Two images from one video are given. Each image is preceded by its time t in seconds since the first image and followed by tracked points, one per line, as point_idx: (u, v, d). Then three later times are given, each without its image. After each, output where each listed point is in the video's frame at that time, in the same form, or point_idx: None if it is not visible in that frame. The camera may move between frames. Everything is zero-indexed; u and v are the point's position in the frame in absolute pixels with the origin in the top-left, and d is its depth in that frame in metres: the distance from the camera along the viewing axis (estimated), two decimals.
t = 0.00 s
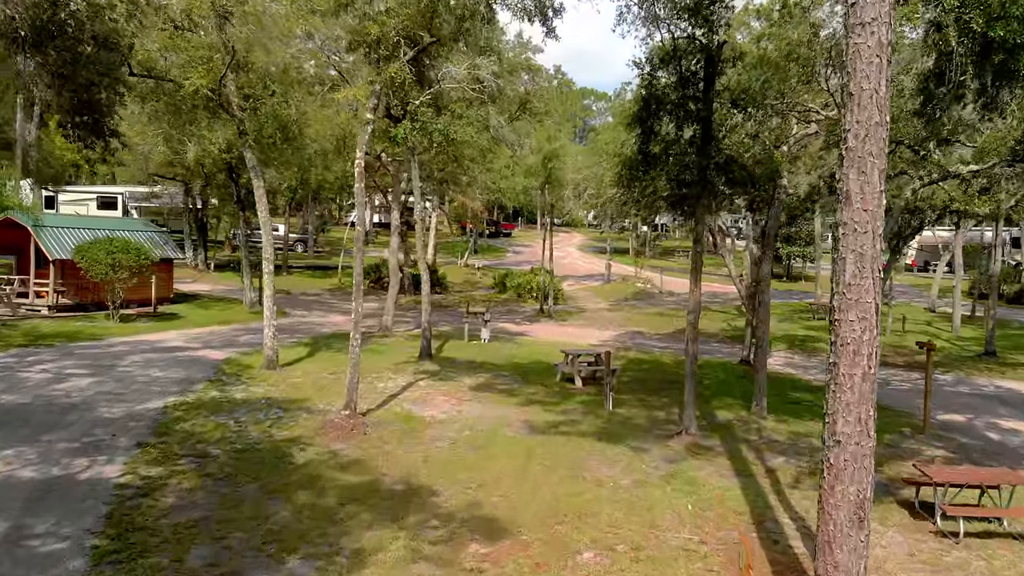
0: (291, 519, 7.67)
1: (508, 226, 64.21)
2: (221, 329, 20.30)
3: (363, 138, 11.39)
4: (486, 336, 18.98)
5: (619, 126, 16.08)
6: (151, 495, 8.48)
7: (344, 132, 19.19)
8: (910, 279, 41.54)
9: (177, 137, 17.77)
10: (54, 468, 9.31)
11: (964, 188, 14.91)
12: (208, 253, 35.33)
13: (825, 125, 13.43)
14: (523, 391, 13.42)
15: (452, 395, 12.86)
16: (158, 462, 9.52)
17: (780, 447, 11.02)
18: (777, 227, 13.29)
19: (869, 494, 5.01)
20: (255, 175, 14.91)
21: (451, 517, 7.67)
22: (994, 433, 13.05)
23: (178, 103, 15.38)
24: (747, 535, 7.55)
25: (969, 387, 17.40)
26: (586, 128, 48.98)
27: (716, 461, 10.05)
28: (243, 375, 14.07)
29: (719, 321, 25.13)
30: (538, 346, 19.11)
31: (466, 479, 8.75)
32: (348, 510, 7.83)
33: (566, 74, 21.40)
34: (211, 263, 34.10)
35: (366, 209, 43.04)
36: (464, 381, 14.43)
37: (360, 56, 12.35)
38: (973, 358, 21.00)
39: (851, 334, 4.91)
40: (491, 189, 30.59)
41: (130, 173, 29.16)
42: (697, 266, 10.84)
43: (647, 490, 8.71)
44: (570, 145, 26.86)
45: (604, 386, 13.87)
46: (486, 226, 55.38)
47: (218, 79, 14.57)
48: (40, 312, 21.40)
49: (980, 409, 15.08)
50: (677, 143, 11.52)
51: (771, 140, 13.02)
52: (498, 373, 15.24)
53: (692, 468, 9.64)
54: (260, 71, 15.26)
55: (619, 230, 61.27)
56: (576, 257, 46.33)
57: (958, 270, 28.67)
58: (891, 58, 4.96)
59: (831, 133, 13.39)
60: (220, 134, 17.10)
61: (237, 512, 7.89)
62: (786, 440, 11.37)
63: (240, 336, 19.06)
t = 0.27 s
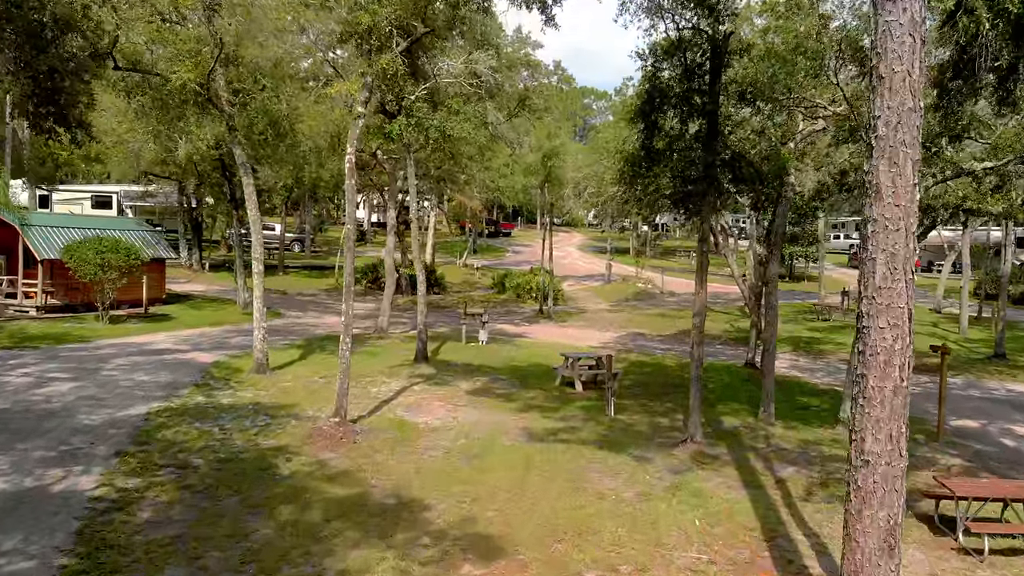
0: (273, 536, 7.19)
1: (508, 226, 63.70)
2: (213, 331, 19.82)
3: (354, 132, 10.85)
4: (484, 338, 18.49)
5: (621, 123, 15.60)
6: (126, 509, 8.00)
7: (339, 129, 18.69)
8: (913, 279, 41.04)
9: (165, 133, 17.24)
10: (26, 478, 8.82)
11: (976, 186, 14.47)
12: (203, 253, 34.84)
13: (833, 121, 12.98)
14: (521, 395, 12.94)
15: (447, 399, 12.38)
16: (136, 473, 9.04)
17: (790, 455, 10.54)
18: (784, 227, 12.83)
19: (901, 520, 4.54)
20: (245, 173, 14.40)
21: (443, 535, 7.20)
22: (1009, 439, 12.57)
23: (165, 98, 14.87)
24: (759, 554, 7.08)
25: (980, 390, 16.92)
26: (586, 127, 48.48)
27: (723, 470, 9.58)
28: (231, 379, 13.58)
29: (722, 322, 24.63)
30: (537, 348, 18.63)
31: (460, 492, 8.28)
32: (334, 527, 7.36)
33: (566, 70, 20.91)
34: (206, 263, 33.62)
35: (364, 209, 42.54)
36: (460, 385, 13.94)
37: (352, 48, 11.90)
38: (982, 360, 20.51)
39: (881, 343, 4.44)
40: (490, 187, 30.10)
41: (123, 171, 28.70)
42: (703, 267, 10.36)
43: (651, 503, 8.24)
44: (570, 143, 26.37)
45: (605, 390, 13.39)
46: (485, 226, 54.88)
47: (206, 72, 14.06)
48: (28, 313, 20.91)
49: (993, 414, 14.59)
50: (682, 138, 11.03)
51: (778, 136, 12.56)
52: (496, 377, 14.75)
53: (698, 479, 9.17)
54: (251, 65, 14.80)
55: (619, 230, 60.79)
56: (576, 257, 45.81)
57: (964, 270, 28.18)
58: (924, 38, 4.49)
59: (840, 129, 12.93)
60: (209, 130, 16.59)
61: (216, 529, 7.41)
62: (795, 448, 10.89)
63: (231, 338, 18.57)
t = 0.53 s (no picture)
0: (251, 556, 6.70)
1: (507, 226, 63.21)
2: (204, 333, 19.32)
3: (344, 127, 10.33)
4: (481, 340, 18.00)
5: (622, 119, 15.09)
6: (97, 526, 7.49)
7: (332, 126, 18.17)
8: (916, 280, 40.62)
9: (152, 130, 16.71)
10: None
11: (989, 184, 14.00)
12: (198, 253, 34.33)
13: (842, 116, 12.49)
14: (519, 400, 12.45)
15: (442, 405, 11.88)
16: (112, 486, 8.55)
17: (800, 465, 10.05)
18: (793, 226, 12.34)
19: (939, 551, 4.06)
20: (232, 170, 13.87)
21: (434, 556, 6.70)
22: None
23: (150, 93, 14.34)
24: None
25: (992, 394, 16.43)
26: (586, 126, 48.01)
27: (731, 482, 9.10)
28: (219, 384, 13.09)
29: (726, 324, 24.14)
30: (536, 351, 18.13)
31: (453, 508, 7.78)
32: (317, 547, 6.86)
33: (566, 66, 20.42)
34: (200, 263, 33.11)
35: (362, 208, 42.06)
36: (456, 389, 13.43)
37: (342, 39, 11.39)
38: (992, 363, 20.02)
39: (919, 355, 3.95)
40: (488, 187, 29.62)
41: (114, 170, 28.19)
42: (710, 268, 9.86)
43: (656, 519, 7.75)
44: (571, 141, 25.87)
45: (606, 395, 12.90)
46: (484, 226, 54.38)
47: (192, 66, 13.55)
48: (15, 314, 20.40)
49: (1007, 420, 14.09)
50: (687, 133, 10.52)
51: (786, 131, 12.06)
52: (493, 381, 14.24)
53: (705, 491, 8.68)
54: (240, 58, 14.31)
55: (619, 230, 60.30)
56: (577, 257, 45.30)
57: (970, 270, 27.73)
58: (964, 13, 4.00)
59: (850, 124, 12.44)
60: (197, 127, 16.07)
61: (191, 548, 6.93)
62: (806, 457, 10.40)
63: (222, 340, 18.07)
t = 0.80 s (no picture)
0: None
1: (507, 226, 62.75)
2: (195, 335, 18.84)
3: (333, 120, 9.83)
4: (479, 343, 17.51)
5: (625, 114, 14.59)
6: (65, 544, 6.99)
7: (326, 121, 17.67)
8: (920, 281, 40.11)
9: (140, 127, 16.21)
10: None
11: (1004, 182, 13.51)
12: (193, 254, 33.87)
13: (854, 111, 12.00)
14: (517, 406, 11.97)
15: (436, 411, 11.40)
16: (85, 499, 8.08)
17: (812, 476, 9.58)
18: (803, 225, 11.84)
19: None
20: (220, 167, 13.36)
21: None
22: None
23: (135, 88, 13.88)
24: None
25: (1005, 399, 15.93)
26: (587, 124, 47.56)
27: (740, 495, 8.62)
28: (206, 389, 12.63)
29: (728, 325, 23.66)
30: (535, 354, 17.67)
31: (446, 524, 7.31)
32: (298, 568, 6.39)
33: (566, 61, 19.94)
34: (195, 263, 32.63)
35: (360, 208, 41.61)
36: (452, 394, 12.96)
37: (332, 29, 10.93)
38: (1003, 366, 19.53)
39: (966, 369, 3.48)
40: (487, 186, 29.14)
41: (107, 169, 27.75)
42: (717, 269, 9.39)
43: (662, 537, 7.27)
44: (571, 139, 25.41)
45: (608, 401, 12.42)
46: (484, 226, 53.92)
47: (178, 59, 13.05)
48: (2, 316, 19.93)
49: None
50: (693, 128, 10.03)
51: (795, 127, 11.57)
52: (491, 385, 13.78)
53: (713, 505, 8.20)
54: (228, 51, 13.86)
55: (620, 229, 59.82)
56: (577, 258, 44.84)
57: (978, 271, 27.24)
58: None
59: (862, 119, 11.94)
60: (185, 122, 15.56)
61: (163, 568, 6.46)
62: (817, 467, 9.93)
63: (213, 342, 17.58)
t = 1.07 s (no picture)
0: None
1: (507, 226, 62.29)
2: (186, 337, 18.36)
3: (321, 112, 9.33)
4: (476, 346, 17.02)
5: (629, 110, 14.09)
6: (29, 565, 6.53)
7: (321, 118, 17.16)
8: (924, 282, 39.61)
9: (127, 123, 15.74)
10: None
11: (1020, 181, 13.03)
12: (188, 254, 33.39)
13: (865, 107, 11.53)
14: (514, 413, 11.49)
15: (430, 418, 10.92)
16: (55, 515, 7.61)
17: (824, 488, 9.10)
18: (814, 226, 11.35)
19: None
20: (208, 165, 12.85)
21: None
22: None
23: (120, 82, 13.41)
24: None
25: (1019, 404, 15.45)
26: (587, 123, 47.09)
27: (750, 509, 8.15)
28: (192, 395, 12.15)
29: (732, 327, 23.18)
30: (534, 357, 17.20)
31: (438, 544, 6.83)
32: None
33: (566, 57, 19.47)
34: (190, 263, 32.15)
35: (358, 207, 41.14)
36: (448, 399, 12.48)
37: (319, 19, 10.47)
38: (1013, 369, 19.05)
39: None
40: (485, 185, 28.68)
41: (99, 168, 27.29)
42: (725, 272, 8.93)
43: (669, 557, 6.80)
44: (571, 137, 24.94)
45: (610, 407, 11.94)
46: (483, 226, 53.44)
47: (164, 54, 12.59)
48: None
49: None
50: (701, 121, 9.53)
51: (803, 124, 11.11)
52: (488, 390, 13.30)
53: (722, 521, 7.72)
54: (216, 44, 13.39)
55: (620, 229, 59.35)
56: (577, 258, 44.37)
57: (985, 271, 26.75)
58: None
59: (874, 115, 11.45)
60: (175, 119, 15.10)
61: None
62: (830, 479, 9.45)
63: (203, 345, 17.09)
